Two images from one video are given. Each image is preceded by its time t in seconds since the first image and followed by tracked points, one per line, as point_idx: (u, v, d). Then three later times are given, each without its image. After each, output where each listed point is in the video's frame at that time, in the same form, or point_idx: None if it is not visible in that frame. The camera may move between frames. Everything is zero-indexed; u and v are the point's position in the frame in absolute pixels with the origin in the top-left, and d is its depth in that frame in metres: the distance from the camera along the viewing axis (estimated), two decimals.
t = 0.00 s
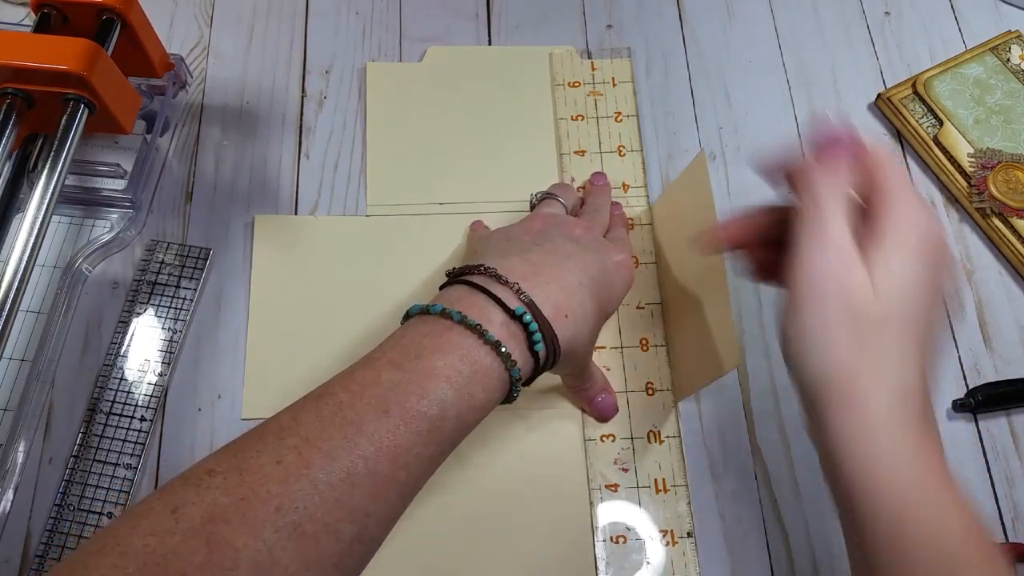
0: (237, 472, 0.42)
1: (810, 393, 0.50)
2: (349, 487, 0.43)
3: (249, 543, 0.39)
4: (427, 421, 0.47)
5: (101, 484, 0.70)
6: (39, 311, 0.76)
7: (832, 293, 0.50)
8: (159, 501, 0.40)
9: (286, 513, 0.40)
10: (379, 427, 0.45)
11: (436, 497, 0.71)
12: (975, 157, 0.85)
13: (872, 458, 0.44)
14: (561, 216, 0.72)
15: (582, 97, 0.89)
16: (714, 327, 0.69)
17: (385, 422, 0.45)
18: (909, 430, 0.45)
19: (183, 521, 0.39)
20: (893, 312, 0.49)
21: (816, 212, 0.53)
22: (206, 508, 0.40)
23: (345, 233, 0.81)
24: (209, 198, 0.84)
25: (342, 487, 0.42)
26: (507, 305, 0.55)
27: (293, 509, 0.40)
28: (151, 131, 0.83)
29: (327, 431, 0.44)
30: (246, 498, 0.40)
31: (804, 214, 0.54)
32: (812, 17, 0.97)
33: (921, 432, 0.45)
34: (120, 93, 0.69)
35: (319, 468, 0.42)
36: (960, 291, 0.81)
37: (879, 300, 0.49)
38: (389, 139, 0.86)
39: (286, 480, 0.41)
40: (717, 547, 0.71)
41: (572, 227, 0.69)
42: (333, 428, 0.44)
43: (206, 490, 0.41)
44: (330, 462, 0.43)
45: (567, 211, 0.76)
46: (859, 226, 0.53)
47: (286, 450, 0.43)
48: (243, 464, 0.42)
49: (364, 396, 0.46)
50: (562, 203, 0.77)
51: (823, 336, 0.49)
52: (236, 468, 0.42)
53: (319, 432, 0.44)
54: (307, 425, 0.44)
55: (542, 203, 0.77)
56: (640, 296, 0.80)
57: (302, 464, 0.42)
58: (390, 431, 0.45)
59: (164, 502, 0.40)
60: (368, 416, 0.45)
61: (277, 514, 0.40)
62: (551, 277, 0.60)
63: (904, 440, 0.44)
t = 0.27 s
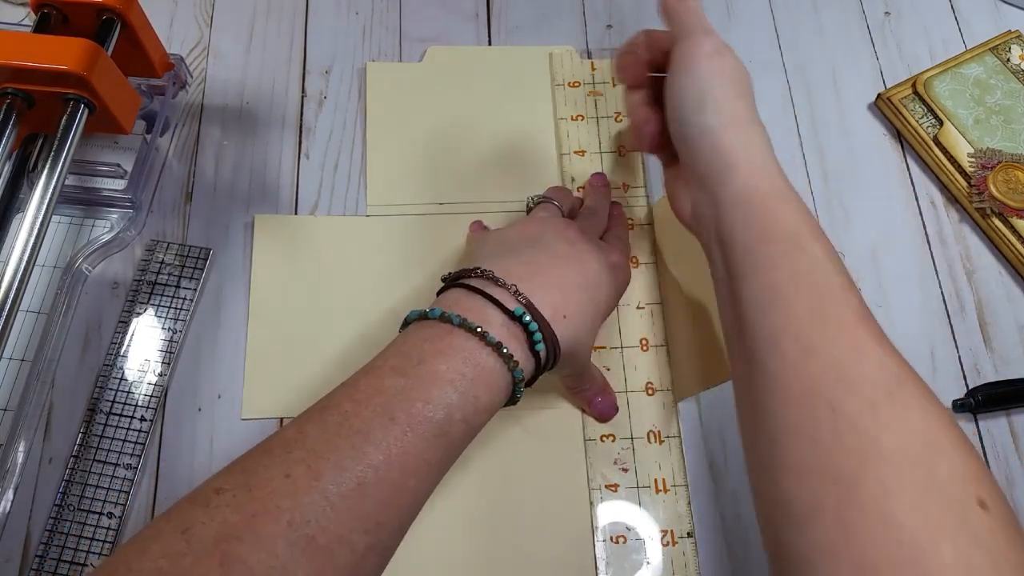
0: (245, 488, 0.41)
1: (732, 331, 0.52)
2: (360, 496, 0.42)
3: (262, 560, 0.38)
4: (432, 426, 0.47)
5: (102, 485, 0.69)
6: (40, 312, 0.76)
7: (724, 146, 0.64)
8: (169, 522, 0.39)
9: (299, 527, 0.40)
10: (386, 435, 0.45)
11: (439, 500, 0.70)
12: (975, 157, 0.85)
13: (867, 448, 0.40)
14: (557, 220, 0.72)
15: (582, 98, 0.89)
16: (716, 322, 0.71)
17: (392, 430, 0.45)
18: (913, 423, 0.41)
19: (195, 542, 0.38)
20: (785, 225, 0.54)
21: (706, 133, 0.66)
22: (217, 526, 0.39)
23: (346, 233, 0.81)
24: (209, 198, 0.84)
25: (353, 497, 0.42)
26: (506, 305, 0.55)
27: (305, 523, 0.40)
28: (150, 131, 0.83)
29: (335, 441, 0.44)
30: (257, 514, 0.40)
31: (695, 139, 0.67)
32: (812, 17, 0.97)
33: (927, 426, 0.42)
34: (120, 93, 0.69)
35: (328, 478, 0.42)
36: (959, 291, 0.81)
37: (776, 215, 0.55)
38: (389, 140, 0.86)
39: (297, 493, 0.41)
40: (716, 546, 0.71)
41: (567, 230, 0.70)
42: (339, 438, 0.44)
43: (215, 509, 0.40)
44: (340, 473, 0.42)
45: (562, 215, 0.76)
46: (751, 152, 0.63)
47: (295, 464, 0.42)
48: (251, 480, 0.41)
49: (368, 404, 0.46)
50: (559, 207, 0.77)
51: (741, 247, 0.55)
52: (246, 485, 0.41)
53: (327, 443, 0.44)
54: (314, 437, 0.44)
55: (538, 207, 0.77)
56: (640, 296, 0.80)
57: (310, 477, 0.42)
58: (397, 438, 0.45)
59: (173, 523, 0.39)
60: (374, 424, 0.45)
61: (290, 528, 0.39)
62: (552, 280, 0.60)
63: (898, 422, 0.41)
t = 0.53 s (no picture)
0: (241, 488, 0.41)
1: (810, 324, 0.52)
2: (357, 496, 0.42)
3: (258, 561, 0.38)
4: (430, 426, 0.47)
5: (102, 485, 0.70)
6: (40, 312, 0.76)
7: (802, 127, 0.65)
8: (166, 522, 0.39)
9: (294, 527, 0.40)
10: (383, 436, 0.45)
11: (439, 500, 0.71)
12: (975, 157, 0.85)
13: (934, 448, 0.41)
14: (555, 220, 0.72)
15: (582, 98, 0.90)
16: (727, 325, 0.75)
17: (389, 430, 0.45)
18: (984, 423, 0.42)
19: (192, 542, 0.38)
20: (864, 202, 0.55)
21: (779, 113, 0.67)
22: (214, 525, 0.39)
23: (347, 234, 0.81)
24: (209, 198, 0.84)
25: (349, 497, 0.42)
26: (504, 306, 0.55)
27: (301, 523, 0.40)
28: (151, 131, 0.83)
29: (332, 441, 0.44)
30: (253, 514, 0.40)
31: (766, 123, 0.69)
32: (812, 17, 0.97)
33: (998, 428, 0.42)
34: (120, 93, 0.69)
35: (324, 479, 0.42)
36: (960, 291, 0.81)
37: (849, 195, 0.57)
38: (388, 140, 0.86)
39: (293, 494, 0.41)
40: (716, 547, 0.71)
41: (566, 230, 0.70)
42: (336, 439, 0.44)
43: (211, 509, 0.40)
44: (336, 473, 0.42)
45: (562, 215, 0.76)
46: (826, 127, 0.65)
47: (291, 464, 0.42)
48: (248, 480, 0.41)
49: (365, 404, 0.46)
50: (559, 207, 0.77)
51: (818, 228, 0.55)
52: (241, 484, 0.41)
53: (323, 443, 0.43)
54: (310, 437, 0.44)
55: (538, 207, 0.77)
56: (640, 296, 0.80)
57: (306, 477, 0.42)
58: (394, 438, 0.45)
59: (170, 524, 0.39)
60: (371, 424, 0.45)
61: (286, 528, 0.39)
62: (551, 280, 0.60)
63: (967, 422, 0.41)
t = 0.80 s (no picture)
0: (241, 489, 0.41)
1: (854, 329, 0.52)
2: (357, 496, 0.42)
3: (258, 562, 0.38)
4: (429, 427, 0.47)
5: (102, 485, 0.69)
6: (40, 312, 0.75)
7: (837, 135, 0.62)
8: (166, 525, 0.39)
9: (294, 528, 0.40)
10: (382, 437, 0.45)
11: (439, 500, 0.71)
12: (975, 157, 0.85)
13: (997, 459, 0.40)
14: (555, 220, 0.72)
15: (582, 98, 0.89)
16: (729, 327, 0.76)
17: (389, 431, 0.45)
18: None
19: (192, 543, 0.38)
20: (906, 205, 0.54)
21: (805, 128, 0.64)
22: (215, 526, 0.39)
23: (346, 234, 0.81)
24: (209, 198, 0.84)
25: (350, 498, 0.42)
26: (503, 307, 0.55)
27: (301, 524, 0.40)
28: (151, 131, 0.83)
29: (331, 443, 0.44)
30: (253, 516, 0.40)
31: (796, 138, 0.66)
32: (812, 17, 0.97)
33: None
34: (120, 93, 0.69)
35: (324, 480, 0.42)
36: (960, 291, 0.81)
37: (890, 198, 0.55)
38: (388, 140, 0.86)
39: (293, 495, 0.41)
40: (716, 547, 0.71)
41: (566, 231, 0.70)
42: (336, 440, 0.44)
43: (212, 510, 0.40)
44: (336, 474, 0.42)
45: (561, 215, 0.76)
46: (856, 122, 0.62)
47: (291, 465, 0.42)
48: (248, 481, 0.41)
49: (366, 405, 0.46)
50: (559, 208, 0.77)
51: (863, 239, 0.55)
52: (241, 486, 0.41)
53: (323, 444, 0.43)
54: (310, 438, 0.44)
55: (538, 207, 0.77)
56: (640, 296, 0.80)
57: (306, 478, 0.42)
58: (394, 439, 0.45)
59: (170, 525, 0.39)
60: (371, 424, 0.45)
61: (287, 529, 0.39)
62: (551, 279, 0.60)
63: None
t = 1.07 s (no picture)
0: (244, 491, 0.41)
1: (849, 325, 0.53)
2: (359, 498, 0.42)
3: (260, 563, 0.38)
4: (431, 427, 0.47)
5: (102, 485, 0.69)
6: (40, 312, 0.75)
7: (859, 121, 0.68)
8: (168, 526, 0.39)
9: (297, 529, 0.40)
10: (384, 438, 0.45)
11: (439, 501, 0.71)
12: (975, 157, 0.85)
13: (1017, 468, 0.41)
14: (555, 220, 0.72)
15: (582, 98, 0.89)
16: (733, 329, 0.76)
17: (391, 432, 0.45)
18: None
19: (195, 544, 0.38)
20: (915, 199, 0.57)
21: (836, 111, 0.70)
22: (217, 527, 0.39)
23: (346, 234, 0.81)
24: (209, 198, 0.84)
25: (351, 499, 0.42)
26: (504, 306, 0.54)
27: (304, 525, 0.40)
28: (151, 131, 0.83)
29: (333, 444, 0.44)
30: (255, 517, 0.40)
31: (826, 123, 0.71)
32: (812, 17, 0.97)
33: None
34: (120, 93, 0.69)
35: (326, 481, 0.42)
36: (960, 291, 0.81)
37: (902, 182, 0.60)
38: (389, 140, 0.86)
39: (295, 496, 0.41)
40: (717, 547, 0.71)
41: (567, 231, 0.70)
42: (338, 440, 0.44)
43: (214, 512, 0.40)
44: (338, 475, 0.42)
45: (562, 215, 0.76)
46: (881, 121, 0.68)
47: (293, 466, 0.42)
48: (250, 483, 0.41)
49: (367, 405, 0.46)
50: (559, 208, 0.77)
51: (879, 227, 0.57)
52: (243, 487, 0.41)
53: (325, 445, 0.43)
54: (312, 439, 0.44)
55: (539, 207, 0.77)
56: (640, 296, 0.80)
57: (308, 480, 0.42)
58: (396, 439, 0.45)
59: (173, 527, 0.39)
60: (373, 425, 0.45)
61: (289, 530, 0.39)
62: (552, 279, 0.60)
63: None
